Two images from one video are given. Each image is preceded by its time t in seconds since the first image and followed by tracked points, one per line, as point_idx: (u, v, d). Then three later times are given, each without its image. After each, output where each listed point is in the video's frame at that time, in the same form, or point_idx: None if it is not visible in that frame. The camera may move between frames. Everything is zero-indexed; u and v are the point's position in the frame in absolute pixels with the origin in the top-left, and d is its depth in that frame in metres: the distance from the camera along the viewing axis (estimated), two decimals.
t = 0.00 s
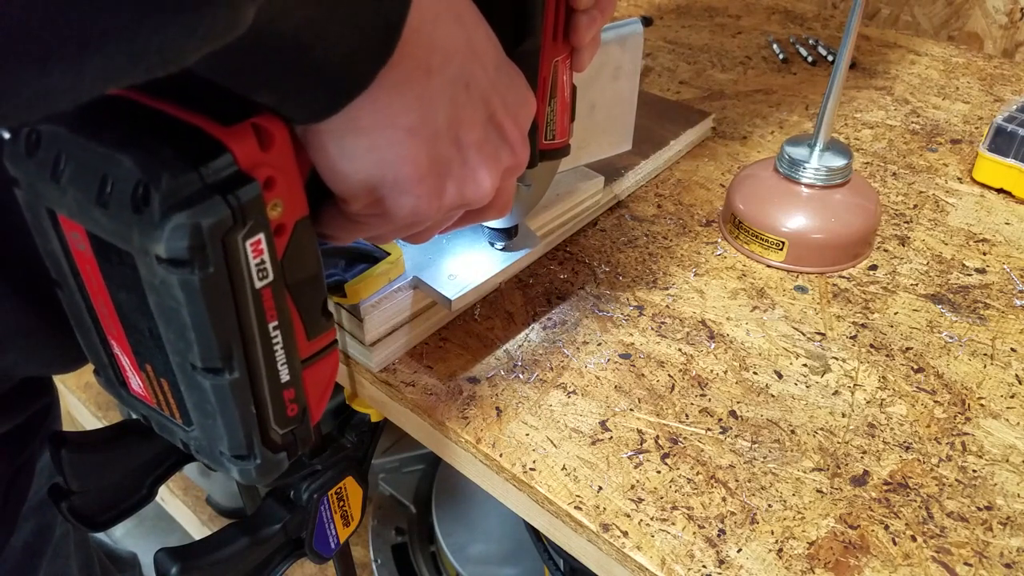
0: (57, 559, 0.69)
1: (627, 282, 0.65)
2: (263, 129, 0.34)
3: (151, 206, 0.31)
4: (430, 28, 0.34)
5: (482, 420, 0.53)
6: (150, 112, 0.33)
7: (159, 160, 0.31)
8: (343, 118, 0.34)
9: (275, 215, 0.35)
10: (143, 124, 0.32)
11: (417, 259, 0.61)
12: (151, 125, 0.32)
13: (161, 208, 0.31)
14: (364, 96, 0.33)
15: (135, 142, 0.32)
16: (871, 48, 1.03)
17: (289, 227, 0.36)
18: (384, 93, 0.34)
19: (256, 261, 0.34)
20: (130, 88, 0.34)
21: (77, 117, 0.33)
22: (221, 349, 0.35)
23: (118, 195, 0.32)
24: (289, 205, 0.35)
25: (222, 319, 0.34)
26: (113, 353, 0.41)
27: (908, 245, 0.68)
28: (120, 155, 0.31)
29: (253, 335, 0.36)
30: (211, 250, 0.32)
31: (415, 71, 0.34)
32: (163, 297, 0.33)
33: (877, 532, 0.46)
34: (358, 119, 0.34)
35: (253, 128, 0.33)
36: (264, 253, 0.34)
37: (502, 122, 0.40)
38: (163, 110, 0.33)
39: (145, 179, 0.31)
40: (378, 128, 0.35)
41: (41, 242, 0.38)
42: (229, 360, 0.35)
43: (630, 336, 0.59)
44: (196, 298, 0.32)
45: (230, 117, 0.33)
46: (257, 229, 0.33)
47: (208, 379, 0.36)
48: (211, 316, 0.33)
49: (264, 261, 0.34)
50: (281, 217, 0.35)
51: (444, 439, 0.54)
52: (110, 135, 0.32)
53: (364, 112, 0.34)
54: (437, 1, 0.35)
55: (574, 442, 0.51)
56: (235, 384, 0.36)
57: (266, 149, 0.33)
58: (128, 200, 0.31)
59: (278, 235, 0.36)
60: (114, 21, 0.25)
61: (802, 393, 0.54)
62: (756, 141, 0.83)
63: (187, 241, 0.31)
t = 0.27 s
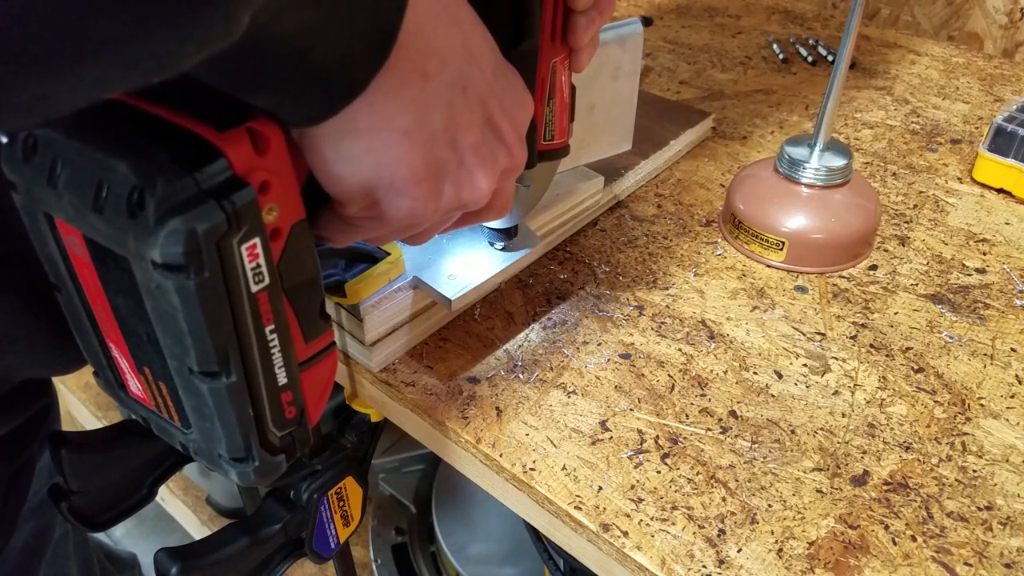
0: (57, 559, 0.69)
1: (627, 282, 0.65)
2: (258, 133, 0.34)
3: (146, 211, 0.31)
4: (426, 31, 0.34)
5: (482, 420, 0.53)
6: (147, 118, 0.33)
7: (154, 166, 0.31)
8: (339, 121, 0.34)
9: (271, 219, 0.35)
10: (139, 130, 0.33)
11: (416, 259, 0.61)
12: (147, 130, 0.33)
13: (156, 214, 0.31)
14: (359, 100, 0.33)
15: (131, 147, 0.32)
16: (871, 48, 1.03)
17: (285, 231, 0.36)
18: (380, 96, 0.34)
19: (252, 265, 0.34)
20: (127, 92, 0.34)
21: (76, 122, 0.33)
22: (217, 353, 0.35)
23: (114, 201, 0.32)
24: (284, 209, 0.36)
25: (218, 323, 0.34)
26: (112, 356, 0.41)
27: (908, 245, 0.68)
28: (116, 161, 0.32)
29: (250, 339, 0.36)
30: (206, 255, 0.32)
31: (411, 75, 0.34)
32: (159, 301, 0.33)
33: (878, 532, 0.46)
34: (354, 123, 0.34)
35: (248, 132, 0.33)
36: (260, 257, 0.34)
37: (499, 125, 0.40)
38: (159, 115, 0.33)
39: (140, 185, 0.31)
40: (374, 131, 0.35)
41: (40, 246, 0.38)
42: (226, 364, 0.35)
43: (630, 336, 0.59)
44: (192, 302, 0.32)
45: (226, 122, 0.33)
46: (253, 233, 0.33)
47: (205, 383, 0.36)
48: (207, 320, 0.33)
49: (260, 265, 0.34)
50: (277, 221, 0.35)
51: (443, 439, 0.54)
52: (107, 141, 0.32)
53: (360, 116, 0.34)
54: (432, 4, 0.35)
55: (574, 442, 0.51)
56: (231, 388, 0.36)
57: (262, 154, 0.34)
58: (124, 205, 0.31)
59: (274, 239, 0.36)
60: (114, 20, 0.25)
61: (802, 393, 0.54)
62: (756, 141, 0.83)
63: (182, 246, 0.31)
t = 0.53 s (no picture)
0: (57, 559, 0.69)
1: (627, 282, 0.65)
2: (256, 138, 0.34)
3: (146, 217, 0.31)
4: (424, 34, 0.34)
5: (482, 420, 0.53)
6: (145, 122, 0.33)
7: (153, 172, 0.31)
8: (336, 124, 0.34)
9: (271, 223, 0.35)
10: (137, 135, 0.32)
11: (417, 259, 0.61)
12: (146, 136, 0.32)
13: (155, 219, 0.31)
14: (356, 103, 0.33)
15: (130, 153, 0.32)
16: (871, 48, 1.03)
17: (285, 235, 0.36)
18: (377, 99, 0.34)
19: (252, 269, 0.34)
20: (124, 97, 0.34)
21: (74, 128, 0.33)
22: (218, 357, 0.34)
23: (113, 207, 0.32)
24: (283, 213, 0.36)
25: (219, 328, 0.34)
26: (113, 360, 0.41)
27: (907, 245, 0.68)
28: (114, 167, 0.31)
29: (250, 343, 0.36)
30: (206, 260, 0.32)
31: (407, 78, 0.34)
32: (159, 306, 0.33)
33: (878, 532, 0.46)
34: (351, 125, 0.34)
35: (246, 137, 0.34)
36: (259, 262, 0.34)
37: (498, 127, 0.40)
38: (157, 120, 0.33)
39: (139, 191, 0.31)
40: (371, 134, 0.35)
41: (40, 251, 0.38)
42: (227, 368, 0.35)
43: (630, 336, 0.59)
44: (193, 307, 0.32)
45: (224, 127, 0.33)
46: (252, 238, 0.33)
47: (206, 387, 0.36)
48: (208, 325, 0.33)
49: (260, 269, 0.34)
50: (276, 225, 0.35)
51: (444, 439, 0.54)
52: (106, 146, 0.32)
53: (356, 118, 0.34)
54: (429, 6, 0.35)
55: (574, 442, 0.51)
56: (233, 392, 0.36)
57: (260, 158, 0.34)
58: (123, 212, 0.31)
59: (273, 243, 0.36)
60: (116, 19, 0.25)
61: (802, 393, 0.54)
62: (756, 141, 0.83)
63: (181, 252, 0.31)
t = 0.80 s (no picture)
0: (56, 559, 0.69)
1: (627, 282, 0.65)
2: (241, 142, 0.34)
3: (127, 222, 0.31)
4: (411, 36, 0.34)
5: (482, 420, 0.53)
6: (130, 127, 0.33)
7: (134, 177, 0.31)
8: (326, 126, 0.34)
9: (255, 227, 0.35)
10: (123, 140, 0.33)
11: (417, 260, 0.61)
12: (131, 139, 0.32)
13: (136, 225, 0.31)
14: (344, 105, 0.33)
15: (114, 158, 0.32)
16: (871, 48, 1.03)
17: (271, 238, 0.36)
18: (365, 101, 0.34)
19: (235, 273, 0.34)
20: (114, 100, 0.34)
21: (63, 132, 0.33)
22: (202, 361, 0.35)
23: (97, 212, 0.32)
24: (269, 216, 0.35)
25: (202, 332, 0.34)
26: (105, 361, 0.41)
27: (908, 245, 0.68)
28: (98, 172, 0.31)
29: (235, 346, 0.36)
30: (187, 264, 0.32)
31: (395, 79, 0.34)
32: (144, 310, 0.33)
33: (877, 532, 0.46)
34: (340, 127, 0.34)
35: (231, 141, 0.33)
36: (244, 265, 0.34)
37: (489, 128, 0.40)
38: (143, 124, 0.33)
39: (121, 197, 0.31)
40: (360, 136, 0.35)
41: (32, 254, 0.39)
42: (212, 371, 0.35)
43: (630, 336, 0.59)
44: (175, 311, 0.32)
45: (208, 131, 0.33)
46: (235, 242, 0.33)
47: (191, 390, 0.36)
48: (190, 329, 0.33)
49: (244, 272, 0.34)
50: (262, 228, 0.35)
51: (443, 439, 0.54)
52: (90, 151, 0.32)
53: (344, 120, 0.34)
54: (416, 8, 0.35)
55: (574, 442, 0.51)
56: (218, 395, 0.36)
57: (244, 162, 0.34)
58: (106, 217, 0.31)
59: (260, 246, 0.36)
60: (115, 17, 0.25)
61: (801, 393, 0.54)
62: (756, 141, 0.83)
63: (162, 257, 0.31)
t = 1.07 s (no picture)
0: (55, 560, 0.69)
1: (627, 282, 0.65)
2: (228, 148, 0.34)
3: (113, 229, 0.31)
4: (401, 39, 0.34)
5: (482, 420, 0.53)
6: (118, 133, 0.33)
7: (121, 184, 0.31)
8: (317, 130, 0.34)
9: (243, 232, 0.35)
10: (111, 146, 0.33)
11: (417, 260, 0.61)
12: (120, 145, 0.32)
13: (122, 232, 0.31)
14: (334, 109, 0.33)
15: (101, 165, 0.32)
16: (871, 48, 1.03)
17: (259, 243, 0.36)
18: (355, 104, 0.34)
19: (222, 278, 0.34)
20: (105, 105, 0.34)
21: (55, 137, 0.33)
22: (190, 366, 0.35)
23: (85, 218, 0.32)
24: (257, 221, 0.35)
25: (190, 337, 0.34)
26: (99, 364, 0.41)
27: (908, 245, 0.68)
28: (86, 179, 0.32)
29: (224, 351, 0.36)
30: (173, 270, 0.32)
31: (385, 83, 0.34)
32: (132, 315, 0.33)
33: (877, 532, 0.46)
34: (331, 131, 0.34)
35: (217, 148, 0.33)
36: (231, 270, 0.34)
37: (482, 129, 0.40)
38: (131, 130, 0.33)
39: (108, 204, 0.31)
40: (351, 139, 0.35)
41: (27, 258, 0.39)
42: (200, 376, 0.35)
43: (630, 336, 0.59)
44: (162, 317, 0.32)
45: (195, 138, 0.33)
46: (222, 247, 0.33)
47: (180, 394, 0.36)
48: (178, 334, 0.33)
49: (231, 278, 0.34)
50: (250, 233, 0.35)
51: (443, 439, 0.54)
52: (79, 157, 0.32)
53: (335, 124, 0.34)
54: (406, 12, 0.35)
55: (574, 442, 0.51)
56: (207, 399, 0.36)
57: (230, 168, 0.33)
58: (94, 223, 0.31)
59: (249, 251, 0.36)
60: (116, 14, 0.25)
61: (802, 393, 0.54)
62: (756, 141, 0.83)
63: (147, 263, 0.31)
